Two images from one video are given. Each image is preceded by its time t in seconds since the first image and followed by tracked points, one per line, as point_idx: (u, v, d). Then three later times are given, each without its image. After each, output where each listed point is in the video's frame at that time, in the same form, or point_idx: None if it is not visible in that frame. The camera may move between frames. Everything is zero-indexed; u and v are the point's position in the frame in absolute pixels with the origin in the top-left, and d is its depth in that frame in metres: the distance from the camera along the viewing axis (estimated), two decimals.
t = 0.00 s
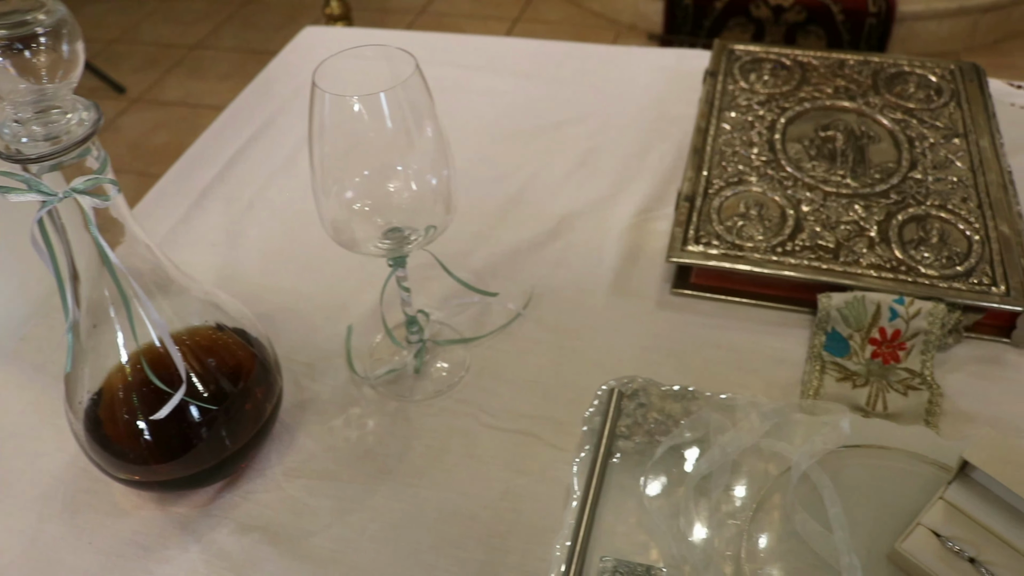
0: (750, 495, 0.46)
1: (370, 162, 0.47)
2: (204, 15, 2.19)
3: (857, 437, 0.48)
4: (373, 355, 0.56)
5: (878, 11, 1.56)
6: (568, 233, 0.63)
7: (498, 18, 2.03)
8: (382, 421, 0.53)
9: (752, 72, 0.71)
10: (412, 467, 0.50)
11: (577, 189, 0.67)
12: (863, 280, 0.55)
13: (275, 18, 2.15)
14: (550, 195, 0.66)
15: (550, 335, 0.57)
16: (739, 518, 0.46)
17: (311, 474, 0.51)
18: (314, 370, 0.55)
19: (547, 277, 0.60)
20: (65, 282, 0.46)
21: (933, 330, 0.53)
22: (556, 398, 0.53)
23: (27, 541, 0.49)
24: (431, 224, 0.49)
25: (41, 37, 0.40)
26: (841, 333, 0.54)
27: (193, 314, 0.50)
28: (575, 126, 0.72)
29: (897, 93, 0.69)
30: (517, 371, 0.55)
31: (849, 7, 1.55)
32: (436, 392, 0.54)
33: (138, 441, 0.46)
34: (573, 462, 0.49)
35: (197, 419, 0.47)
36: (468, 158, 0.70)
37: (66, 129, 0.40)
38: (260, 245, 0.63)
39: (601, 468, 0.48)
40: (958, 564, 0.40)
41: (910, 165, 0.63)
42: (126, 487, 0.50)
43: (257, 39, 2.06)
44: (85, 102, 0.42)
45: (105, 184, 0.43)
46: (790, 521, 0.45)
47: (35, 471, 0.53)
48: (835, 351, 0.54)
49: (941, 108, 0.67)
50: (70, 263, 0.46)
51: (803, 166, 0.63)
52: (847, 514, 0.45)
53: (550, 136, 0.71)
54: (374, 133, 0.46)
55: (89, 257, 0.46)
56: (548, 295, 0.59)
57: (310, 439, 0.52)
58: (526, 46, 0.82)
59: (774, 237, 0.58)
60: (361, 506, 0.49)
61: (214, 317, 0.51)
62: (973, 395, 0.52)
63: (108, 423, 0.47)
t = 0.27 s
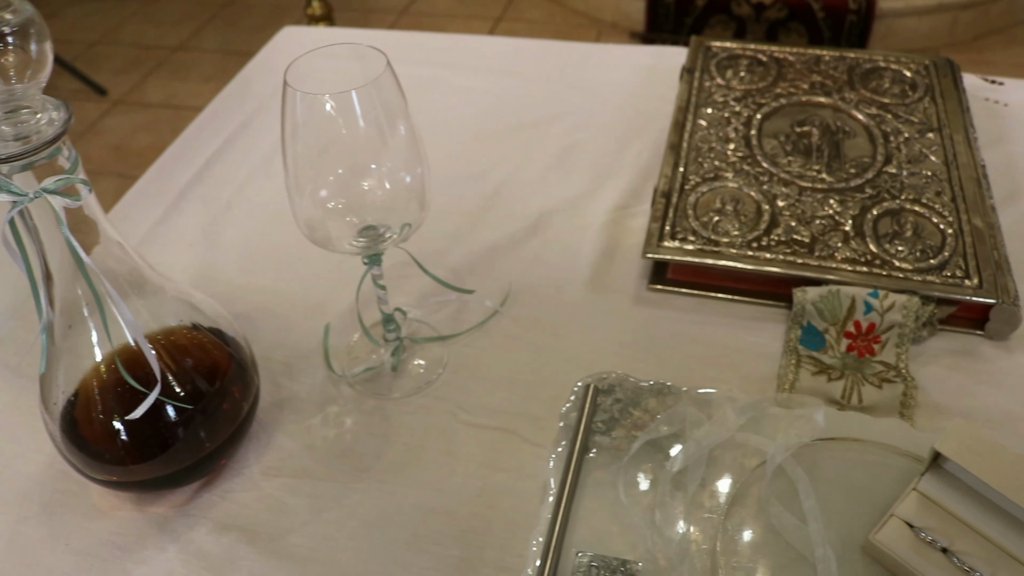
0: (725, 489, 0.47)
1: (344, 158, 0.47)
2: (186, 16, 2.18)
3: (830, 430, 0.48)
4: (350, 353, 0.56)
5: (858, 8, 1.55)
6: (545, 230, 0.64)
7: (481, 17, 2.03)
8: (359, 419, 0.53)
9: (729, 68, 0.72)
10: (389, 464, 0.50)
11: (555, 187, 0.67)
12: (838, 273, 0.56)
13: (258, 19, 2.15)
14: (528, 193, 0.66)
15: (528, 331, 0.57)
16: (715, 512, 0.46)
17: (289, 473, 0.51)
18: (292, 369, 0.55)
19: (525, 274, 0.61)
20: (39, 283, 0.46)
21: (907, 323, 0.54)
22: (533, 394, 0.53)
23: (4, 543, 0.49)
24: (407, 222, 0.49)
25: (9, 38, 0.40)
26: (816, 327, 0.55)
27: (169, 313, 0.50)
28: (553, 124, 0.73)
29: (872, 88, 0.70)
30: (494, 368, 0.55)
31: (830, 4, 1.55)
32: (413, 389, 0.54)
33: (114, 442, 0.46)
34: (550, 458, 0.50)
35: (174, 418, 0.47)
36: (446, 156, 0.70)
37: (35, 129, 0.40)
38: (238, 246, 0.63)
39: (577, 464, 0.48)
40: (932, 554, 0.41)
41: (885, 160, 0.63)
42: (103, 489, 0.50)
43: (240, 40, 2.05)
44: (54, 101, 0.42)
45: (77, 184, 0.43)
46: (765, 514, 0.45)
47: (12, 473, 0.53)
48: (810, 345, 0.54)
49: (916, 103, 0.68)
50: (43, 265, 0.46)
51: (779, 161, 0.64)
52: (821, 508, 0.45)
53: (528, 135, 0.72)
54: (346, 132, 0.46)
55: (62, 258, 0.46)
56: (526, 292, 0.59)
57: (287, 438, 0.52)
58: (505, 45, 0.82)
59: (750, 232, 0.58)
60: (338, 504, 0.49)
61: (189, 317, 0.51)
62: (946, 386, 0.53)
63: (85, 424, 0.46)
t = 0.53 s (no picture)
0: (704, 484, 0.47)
1: (321, 157, 0.47)
2: (169, 18, 2.17)
3: (807, 425, 0.49)
4: (330, 352, 0.56)
5: (841, 6, 1.56)
6: (526, 228, 0.64)
7: (465, 16, 2.04)
8: (340, 418, 0.53)
9: (709, 66, 0.72)
10: (369, 463, 0.50)
11: (536, 185, 0.67)
12: (817, 269, 0.56)
13: (242, 20, 2.14)
14: (509, 192, 0.67)
15: (508, 329, 0.57)
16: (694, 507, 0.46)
17: (269, 472, 0.50)
18: (272, 368, 0.55)
19: (505, 272, 0.61)
20: (15, 285, 0.46)
21: (885, 318, 0.54)
22: (513, 392, 0.53)
23: None
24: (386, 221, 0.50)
25: None
26: (795, 322, 0.55)
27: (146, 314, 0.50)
28: (533, 123, 0.73)
29: (851, 85, 0.70)
30: (474, 365, 0.55)
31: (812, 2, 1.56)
32: (394, 388, 0.54)
33: (93, 443, 0.46)
34: (529, 455, 0.50)
35: (152, 419, 0.47)
36: (427, 155, 0.70)
37: (12, 128, 0.39)
38: (218, 246, 0.63)
39: (555, 460, 0.48)
40: (907, 546, 0.41)
41: (863, 156, 0.64)
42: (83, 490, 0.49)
43: (224, 41, 2.05)
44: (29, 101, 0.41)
45: (52, 184, 0.43)
46: (744, 508, 0.45)
47: None
48: (789, 341, 0.55)
49: (894, 99, 0.69)
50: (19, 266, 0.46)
51: (758, 158, 0.64)
52: (798, 502, 0.46)
53: (509, 134, 0.72)
54: (323, 130, 0.46)
55: (37, 259, 0.46)
56: (507, 290, 0.59)
57: (268, 438, 0.52)
58: (486, 44, 0.83)
59: (729, 228, 0.58)
60: (318, 503, 0.49)
61: (168, 318, 0.51)
62: (924, 379, 0.53)
63: (63, 425, 0.46)
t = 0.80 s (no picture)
0: (683, 478, 0.47)
1: (296, 158, 0.47)
2: (153, 21, 2.16)
3: (786, 418, 0.49)
4: (310, 353, 0.56)
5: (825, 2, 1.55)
6: (506, 226, 0.64)
7: (450, 17, 2.04)
8: (320, 419, 0.53)
9: (688, 63, 0.73)
10: (350, 463, 0.51)
11: (515, 184, 0.67)
12: (795, 263, 0.56)
13: (226, 22, 2.13)
14: (489, 190, 0.67)
15: (488, 327, 0.57)
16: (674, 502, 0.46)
17: (250, 473, 0.50)
18: (253, 370, 0.55)
19: (486, 271, 0.61)
20: None
21: (865, 310, 0.54)
22: (493, 390, 0.53)
23: None
24: (362, 221, 0.49)
25: None
26: (775, 317, 0.55)
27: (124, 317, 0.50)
28: (513, 121, 0.73)
29: (830, 79, 0.71)
30: (454, 364, 0.55)
31: None
32: (374, 387, 0.54)
33: (72, 448, 0.46)
34: (509, 453, 0.50)
35: (131, 422, 0.47)
36: (407, 155, 0.71)
37: None
38: (198, 248, 0.63)
39: (534, 457, 0.48)
40: (886, 538, 0.41)
41: (841, 150, 0.64)
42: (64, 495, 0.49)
43: (209, 44, 2.04)
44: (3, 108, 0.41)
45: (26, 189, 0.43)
46: (722, 502, 0.45)
47: None
48: (769, 335, 0.55)
49: (873, 93, 0.69)
50: None
51: (737, 153, 0.64)
52: (777, 495, 0.46)
53: (489, 132, 0.72)
54: (297, 131, 0.46)
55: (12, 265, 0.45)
56: (487, 288, 0.59)
57: (248, 439, 0.52)
58: (465, 44, 0.83)
59: (708, 224, 0.59)
60: (300, 503, 0.49)
61: (146, 321, 0.51)
62: (902, 371, 0.53)
63: (41, 431, 0.46)
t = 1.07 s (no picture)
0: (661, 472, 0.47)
1: (270, 158, 0.47)
2: (135, 24, 2.16)
3: (762, 411, 0.49)
4: (288, 353, 0.56)
5: None
6: (484, 224, 0.64)
7: (433, 17, 2.04)
8: (299, 418, 0.53)
9: (665, 59, 0.73)
10: (328, 462, 0.51)
11: (493, 182, 0.67)
12: (771, 257, 0.56)
13: (209, 24, 2.13)
14: (468, 189, 0.67)
15: (466, 325, 0.57)
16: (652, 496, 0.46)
17: (229, 474, 0.50)
18: (231, 370, 0.55)
19: (464, 269, 0.61)
20: None
21: (841, 303, 0.54)
22: (471, 387, 0.53)
23: None
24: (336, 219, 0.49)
25: None
26: (752, 311, 0.55)
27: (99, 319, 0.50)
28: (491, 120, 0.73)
29: (807, 74, 0.71)
30: (432, 361, 0.55)
31: None
32: (352, 386, 0.54)
33: (49, 451, 0.46)
34: (486, 450, 0.50)
35: (108, 424, 0.46)
36: (385, 154, 0.71)
37: None
38: (176, 251, 0.63)
39: (509, 453, 0.48)
40: (863, 529, 0.41)
41: (818, 144, 0.64)
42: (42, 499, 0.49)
43: (192, 47, 2.04)
44: None
45: None
46: (699, 495, 0.45)
47: None
48: (747, 329, 0.55)
49: (849, 88, 0.69)
50: None
51: (714, 148, 0.65)
52: (754, 487, 0.46)
53: (468, 131, 0.72)
54: (269, 132, 0.46)
55: None
56: (465, 286, 0.60)
57: (227, 439, 0.52)
58: (443, 44, 0.83)
59: (685, 219, 0.59)
60: (278, 503, 0.49)
61: (122, 324, 0.51)
62: (878, 363, 0.54)
63: (16, 435, 0.46)
